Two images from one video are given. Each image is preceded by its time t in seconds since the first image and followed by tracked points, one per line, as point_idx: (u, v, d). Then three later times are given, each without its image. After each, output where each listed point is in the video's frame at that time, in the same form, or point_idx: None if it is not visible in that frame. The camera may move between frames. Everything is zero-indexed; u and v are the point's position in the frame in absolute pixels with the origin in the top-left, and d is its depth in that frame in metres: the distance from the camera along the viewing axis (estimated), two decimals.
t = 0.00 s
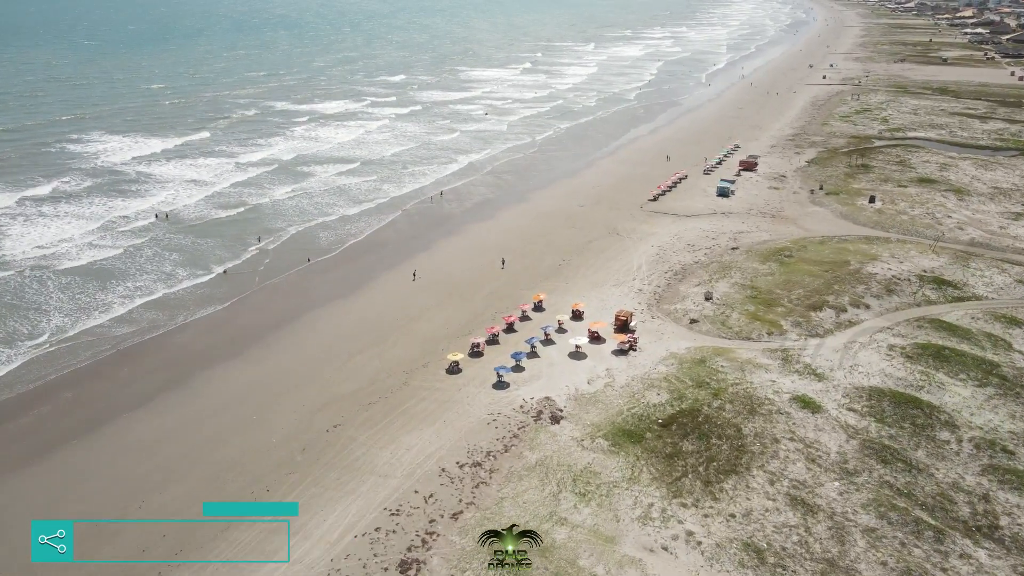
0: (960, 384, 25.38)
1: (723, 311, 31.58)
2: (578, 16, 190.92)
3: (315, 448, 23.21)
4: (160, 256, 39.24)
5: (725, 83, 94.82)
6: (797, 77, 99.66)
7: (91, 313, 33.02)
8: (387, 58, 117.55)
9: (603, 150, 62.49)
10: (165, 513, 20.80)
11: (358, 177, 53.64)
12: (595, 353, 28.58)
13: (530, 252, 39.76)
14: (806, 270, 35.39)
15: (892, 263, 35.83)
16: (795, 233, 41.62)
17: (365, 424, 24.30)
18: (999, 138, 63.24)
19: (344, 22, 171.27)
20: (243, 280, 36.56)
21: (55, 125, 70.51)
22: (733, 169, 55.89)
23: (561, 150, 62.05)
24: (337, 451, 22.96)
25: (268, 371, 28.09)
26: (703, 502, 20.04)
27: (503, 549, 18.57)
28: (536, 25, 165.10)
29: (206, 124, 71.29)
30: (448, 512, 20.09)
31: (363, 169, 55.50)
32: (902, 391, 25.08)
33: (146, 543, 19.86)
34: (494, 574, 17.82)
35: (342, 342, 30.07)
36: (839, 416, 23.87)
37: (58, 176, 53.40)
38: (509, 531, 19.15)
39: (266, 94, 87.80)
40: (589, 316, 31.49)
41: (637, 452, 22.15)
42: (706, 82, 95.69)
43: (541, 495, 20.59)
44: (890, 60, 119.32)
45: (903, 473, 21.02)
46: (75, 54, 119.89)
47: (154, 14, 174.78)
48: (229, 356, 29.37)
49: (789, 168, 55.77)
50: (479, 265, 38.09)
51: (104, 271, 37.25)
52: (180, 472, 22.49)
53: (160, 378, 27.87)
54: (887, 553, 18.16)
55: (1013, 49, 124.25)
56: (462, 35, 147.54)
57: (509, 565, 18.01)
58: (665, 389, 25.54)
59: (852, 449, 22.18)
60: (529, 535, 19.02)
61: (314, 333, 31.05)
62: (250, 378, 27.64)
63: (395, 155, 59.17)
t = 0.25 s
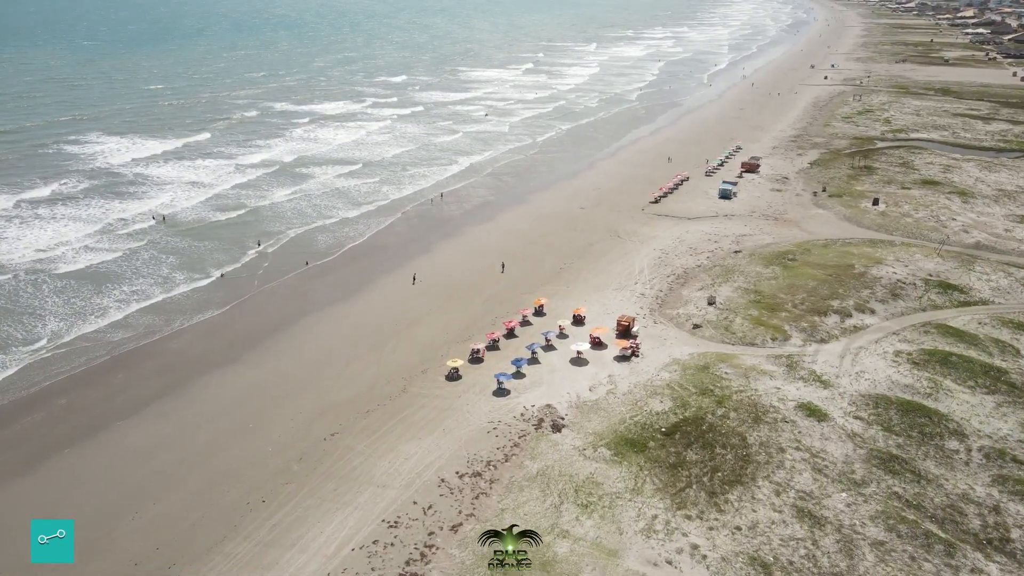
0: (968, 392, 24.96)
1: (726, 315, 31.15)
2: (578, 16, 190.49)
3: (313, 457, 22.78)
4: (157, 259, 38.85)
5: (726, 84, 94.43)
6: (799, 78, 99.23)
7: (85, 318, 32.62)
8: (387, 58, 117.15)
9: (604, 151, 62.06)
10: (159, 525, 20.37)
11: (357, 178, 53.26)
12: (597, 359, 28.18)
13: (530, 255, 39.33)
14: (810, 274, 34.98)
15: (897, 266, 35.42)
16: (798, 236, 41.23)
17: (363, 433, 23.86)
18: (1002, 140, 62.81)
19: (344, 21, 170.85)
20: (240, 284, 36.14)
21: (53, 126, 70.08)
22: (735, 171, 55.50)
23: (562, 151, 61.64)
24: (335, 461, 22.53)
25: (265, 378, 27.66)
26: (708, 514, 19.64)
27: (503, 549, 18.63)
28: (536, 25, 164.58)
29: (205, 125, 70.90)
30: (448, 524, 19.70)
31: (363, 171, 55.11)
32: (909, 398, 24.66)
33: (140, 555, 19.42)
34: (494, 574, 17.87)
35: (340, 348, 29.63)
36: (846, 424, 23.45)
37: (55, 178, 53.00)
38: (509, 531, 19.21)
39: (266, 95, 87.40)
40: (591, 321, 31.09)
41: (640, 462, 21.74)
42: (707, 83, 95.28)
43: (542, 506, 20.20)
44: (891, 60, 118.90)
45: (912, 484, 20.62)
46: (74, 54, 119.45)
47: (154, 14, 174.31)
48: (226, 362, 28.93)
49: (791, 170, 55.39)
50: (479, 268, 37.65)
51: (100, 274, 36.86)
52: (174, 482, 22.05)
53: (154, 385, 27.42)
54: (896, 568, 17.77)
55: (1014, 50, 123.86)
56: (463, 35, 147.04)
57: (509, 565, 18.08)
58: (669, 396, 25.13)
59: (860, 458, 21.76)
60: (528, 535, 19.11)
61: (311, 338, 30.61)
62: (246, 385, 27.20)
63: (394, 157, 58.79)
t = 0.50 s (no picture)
0: (976, 399, 24.55)
1: (729, 320, 30.73)
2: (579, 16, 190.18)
3: (310, 466, 22.37)
4: (153, 262, 38.48)
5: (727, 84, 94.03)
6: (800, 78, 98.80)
7: (81, 322, 32.24)
8: (387, 58, 116.82)
9: (605, 152, 61.67)
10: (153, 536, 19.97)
11: (356, 180, 52.89)
12: (598, 365, 27.77)
13: (530, 258, 38.93)
14: (814, 277, 34.57)
15: (902, 270, 35.00)
16: (801, 238, 40.84)
17: (361, 441, 23.45)
18: (1006, 140, 62.38)
19: (344, 21, 170.52)
20: (238, 288, 35.75)
21: (51, 126, 69.69)
22: (736, 172, 55.11)
23: (563, 152, 61.28)
24: (332, 470, 22.14)
25: (262, 384, 27.26)
26: (712, 525, 19.25)
27: (503, 549, 18.66)
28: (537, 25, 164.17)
29: (204, 126, 70.54)
30: (447, 535, 19.31)
31: (362, 172, 54.73)
32: (916, 406, 24.24)
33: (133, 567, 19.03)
34: (494, 573, 17.88)
35: (338, 353, 29.23)
36: (852, 432, 23.05)
37: (52, 179, 52.66)
38: (509, 531, 19.24)
39: (265, 95, 87.04)
40: (592, 326, 30.70)
41: (643, 471, 21.34)
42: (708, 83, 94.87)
43: (543, 517, 19.79)
44: (892, 61, 118.47)
45: (920, 495, 20.21)
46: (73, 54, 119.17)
47: (154, 14, 174.08)
48: (222, 368, 28.53)
49: (793, 171, 55.01)
50: (479, 272, 37.23)
51: (96, 277, 36.49)
52: (169, 491, 21.64)
53: (150, 391, 27.01)
54: None
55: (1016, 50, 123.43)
56: (463, 35, 146.65)
57: (509, 565, 18.10)
58: (671, 403, 24.73)
59: (867, 468, 21.35)
60: (528, 535, 19.14)
61: (309, 343, 30.21)
62: (243, 391, 26.81)
63: (394, 158, 58.43)
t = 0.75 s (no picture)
0: (985, 406, 24.14)
1: (732, 325, 30.32)
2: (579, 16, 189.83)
3: (308, 475, 21.97)
4: (150, 265, 38.11)
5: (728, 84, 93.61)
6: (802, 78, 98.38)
7: (75, 326, 31.85)
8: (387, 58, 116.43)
9: (606, 153, 61.29)
10: (147, 547, 19.60)
11: (356, 182, 52.52)
12: (600, 370, 27.38)
13: (531, 261, 38.53)
14: (818, 281, 34.17)
15: (907, 273, 34.58)
16: (804, 241, 40.44)
17: (359, 450, 23.05)
18: (1009, 141, 61.97)
19: (343, 21, 170.18)
20: (236, 292, 35.37)
21: (49, 127, 69.33)
22: (738, 173, 54.72)
23: (564, 153, 60.91)
24: (330, 479, 21.74)
25: (260, 390, 26.88)
26: (717, 536, 18.87)
27: (503, 548, 18.71)
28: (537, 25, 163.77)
29: (203, 127, 70.16)
30: (446, 547, 18.93)
31: (362, 173, 54.39)
32: (923, 413, 23.83)
33: None
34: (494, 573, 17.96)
35: (336, 359, 28.83)
36: (859, 440, 22.65)
37: (50, 181, 52.29)
38: (509, 531, 19.27)
39: (265, 95, 86.66)
40: (593, 331, 30.31)
41: (646, 480, 20.94)
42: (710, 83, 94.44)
43: (545, 529, 19.40)
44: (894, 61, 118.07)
45: (930, 505, 19.80)
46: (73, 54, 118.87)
47: (154, 14, 173.84)
48: (219, 374, 28.14)
49: (796, 172, 54.62)
50: (479, 275, 36.82)
51: (92, 280, 36.11)
52: (164, 501, 21.24)
53: (145, 397, 26.63)
54: None
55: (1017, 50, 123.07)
56: (464, 35, 146.29)
57: (509, 565, 18.18)
58: (675, 410, 24.33)
59: (875, 477, 20.93)
60: (528, 535, 19.16)
61: (307, 348, 29.81)
62: (240, 398, 26.42)
63: (394, 159, 58.05)
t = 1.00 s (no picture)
0: (994, 414, 23.67)
1: (736, 330, 29.88)
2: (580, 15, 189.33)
3: (304, 485, 21.54)
4: (146, 268, 37.68)
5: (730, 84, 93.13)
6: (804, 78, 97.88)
7: (70, 331, 31.42)
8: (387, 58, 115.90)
9: (608, 154, 60.85)
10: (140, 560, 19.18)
11: (355, 183, 52.08)
12: (601, 377, 26.93)
13: (531, 264, 38.09)
14: (822, 284, 33.71)
15: (913, 277, 34.12)
16: (808, 243, 39.99)
17: (356, 459, 22.61)
18: (1013, 142, 61.52)
19: (344, 21, 169.68)
20: (233, 296, 34.93)
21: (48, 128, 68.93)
22: (740, 175, 54.26)
23: (565, 154, 60.50)
24: (327, 489, 21.30)
25: (256, 397, 26.45)
26: (722, 549, 18.44)
27: (503, 548, 18.72)
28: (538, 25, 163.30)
29: (202, 127, 69.74)
30: (446, 560, 18.51)
31: (361, 175, 53.94)
32: (932, 421, 23.36)
33: None
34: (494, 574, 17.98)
35: (334, 365, 28.39)
36: (866, 449, 22.22)
37: (47, 182, 51.89)
38: (509, 531, 19.28)
39: (264, 96, 86.19)
40: (595, 336, 29.88)
41: (649, 491, 20.51)
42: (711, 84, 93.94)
43: (546, 542, 18.96)
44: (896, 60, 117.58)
45: (940, 517, 19.36)
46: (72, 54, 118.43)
47: (154, 13, 173.45)
48: (215, 380, 27.71)
49: (798, 174, 54.18)
50: (480, 279, 36.37)
51: (87, 283, 35.66)
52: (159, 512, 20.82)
53: (141, 404, 26.21)
54: None
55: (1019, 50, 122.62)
56: (464, 35, 145.92)
57: (509, 565, 18.18)
58: (678, 418, 23.89)
59: (883, 488, 20.48)
60: (528, 535, 19.17)
61: (305, 354, 29.38)
62: (237, 405, 26.00)
63: (393, 160, 57.61)
